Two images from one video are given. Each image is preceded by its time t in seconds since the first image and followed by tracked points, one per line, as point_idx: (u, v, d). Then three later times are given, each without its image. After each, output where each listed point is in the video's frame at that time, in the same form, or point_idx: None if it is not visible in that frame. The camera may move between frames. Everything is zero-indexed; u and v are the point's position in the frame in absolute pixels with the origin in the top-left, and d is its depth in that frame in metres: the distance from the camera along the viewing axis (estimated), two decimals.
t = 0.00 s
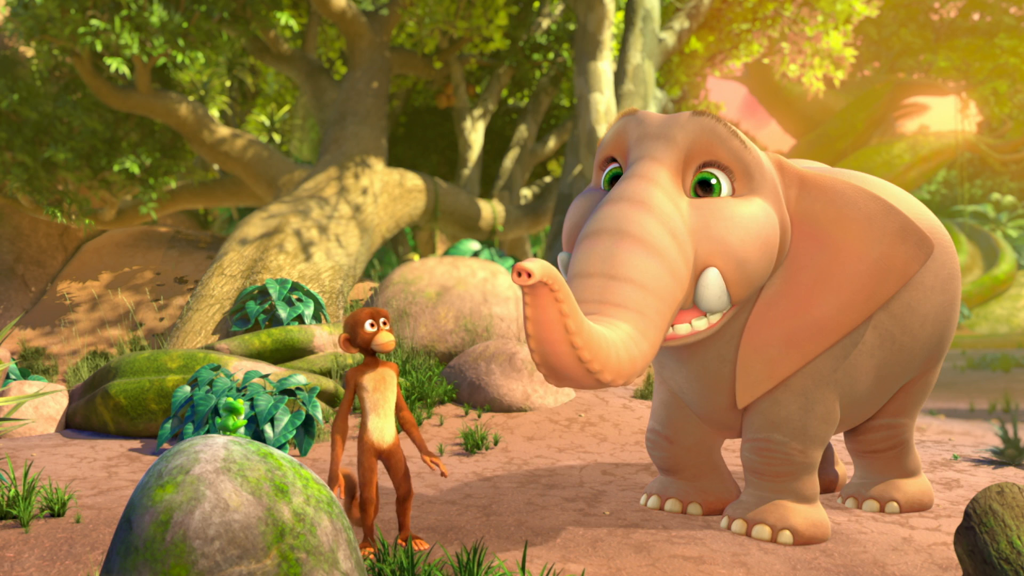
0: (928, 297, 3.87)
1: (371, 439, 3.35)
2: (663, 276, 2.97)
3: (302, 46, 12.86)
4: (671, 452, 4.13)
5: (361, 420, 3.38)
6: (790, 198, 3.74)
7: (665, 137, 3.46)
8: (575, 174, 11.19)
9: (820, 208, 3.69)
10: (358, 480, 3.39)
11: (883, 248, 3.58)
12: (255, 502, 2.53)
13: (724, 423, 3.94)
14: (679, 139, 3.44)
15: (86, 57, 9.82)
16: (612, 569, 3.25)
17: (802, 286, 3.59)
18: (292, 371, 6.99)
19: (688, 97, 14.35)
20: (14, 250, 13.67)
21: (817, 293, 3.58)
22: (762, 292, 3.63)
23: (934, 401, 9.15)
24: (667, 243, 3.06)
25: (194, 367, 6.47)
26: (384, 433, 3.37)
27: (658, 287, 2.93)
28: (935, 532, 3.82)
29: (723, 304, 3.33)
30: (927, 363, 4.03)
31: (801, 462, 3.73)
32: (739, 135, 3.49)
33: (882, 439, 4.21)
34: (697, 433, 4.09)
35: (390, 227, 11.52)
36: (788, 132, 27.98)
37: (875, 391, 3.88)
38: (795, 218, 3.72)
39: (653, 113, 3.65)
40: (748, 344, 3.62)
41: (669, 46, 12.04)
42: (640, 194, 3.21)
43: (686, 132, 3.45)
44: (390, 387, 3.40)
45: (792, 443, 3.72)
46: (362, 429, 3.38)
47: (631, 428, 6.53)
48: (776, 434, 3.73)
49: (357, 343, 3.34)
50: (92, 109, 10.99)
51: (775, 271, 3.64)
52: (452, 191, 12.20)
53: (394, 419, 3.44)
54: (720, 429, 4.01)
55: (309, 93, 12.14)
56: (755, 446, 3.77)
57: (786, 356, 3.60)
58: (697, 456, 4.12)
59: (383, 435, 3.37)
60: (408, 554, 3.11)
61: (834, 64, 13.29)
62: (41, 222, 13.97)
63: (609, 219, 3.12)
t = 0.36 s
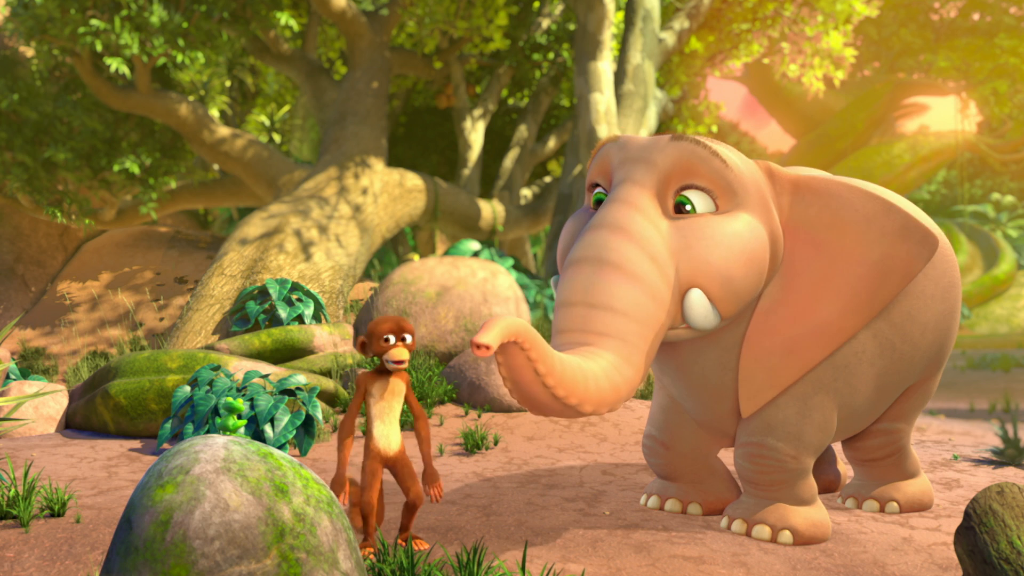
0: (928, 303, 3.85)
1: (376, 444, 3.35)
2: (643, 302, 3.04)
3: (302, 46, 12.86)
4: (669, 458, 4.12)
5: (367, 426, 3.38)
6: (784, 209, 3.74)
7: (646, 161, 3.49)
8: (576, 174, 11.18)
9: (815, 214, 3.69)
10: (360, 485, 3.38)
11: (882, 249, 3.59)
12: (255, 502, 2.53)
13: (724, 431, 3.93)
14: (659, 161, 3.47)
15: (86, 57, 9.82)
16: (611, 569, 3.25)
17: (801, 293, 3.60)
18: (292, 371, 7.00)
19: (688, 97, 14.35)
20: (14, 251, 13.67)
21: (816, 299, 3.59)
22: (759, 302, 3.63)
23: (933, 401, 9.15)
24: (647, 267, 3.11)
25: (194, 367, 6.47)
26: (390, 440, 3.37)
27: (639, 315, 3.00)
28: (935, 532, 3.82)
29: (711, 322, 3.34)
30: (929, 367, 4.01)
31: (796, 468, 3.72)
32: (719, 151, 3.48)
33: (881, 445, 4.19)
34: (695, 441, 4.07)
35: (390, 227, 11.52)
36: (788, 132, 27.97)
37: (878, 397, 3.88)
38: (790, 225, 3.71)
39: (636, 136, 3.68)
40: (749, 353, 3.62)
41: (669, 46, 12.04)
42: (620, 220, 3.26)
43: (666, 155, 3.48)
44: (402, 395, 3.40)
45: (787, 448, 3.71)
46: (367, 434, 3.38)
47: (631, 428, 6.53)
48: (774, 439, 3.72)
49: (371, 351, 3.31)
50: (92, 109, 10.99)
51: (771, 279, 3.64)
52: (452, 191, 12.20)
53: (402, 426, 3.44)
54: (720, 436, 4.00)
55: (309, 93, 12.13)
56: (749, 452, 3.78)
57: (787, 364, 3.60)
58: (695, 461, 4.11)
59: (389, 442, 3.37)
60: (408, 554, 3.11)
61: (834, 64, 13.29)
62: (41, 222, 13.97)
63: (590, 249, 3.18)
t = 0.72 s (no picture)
0: (929, 305, 3.86)
1: (387, 436, 3.36)
2: (643, 297, 3.04)
3: (302, 46, 12.86)
4: (668, 458, 4.12)
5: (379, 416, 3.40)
6: (785, 208, 3.75)
7: (646, 158, 3.50)
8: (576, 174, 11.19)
9: (815, 213, 3.71)
10: (367, 481, 3.37)
11: (883, 250, 3.59)
12: (255, 502, 2.53)
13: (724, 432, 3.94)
14: (660, 158, 3.47)
15: (86, 57, 9.82)
16: (611, 569, 3.25)
17: (801, 292, 3.61)
18: (292, 371, 7.00)
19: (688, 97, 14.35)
20: (14, 251, 13.68)
21: (816, 299, 3.59)
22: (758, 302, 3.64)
23: (933, 401, 9.15)
24: (647, 264, 3.11)
25: (194, 367, 6.48)
26: (401, 432, 3.37)
27: (638, 311, 3.00)
28: (935, 533, 3.82)
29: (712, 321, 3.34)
30: (929, 369, 4.01)
31: (794, 469, 3.72)
32: (719, 151, 3.49)
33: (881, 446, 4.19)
34: (695, 439, 4.07)
35: (390, 227, 11.52)
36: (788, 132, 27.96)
37: (878, 397, 3.89)
38: (790, 224, 3.73)
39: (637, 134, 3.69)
40: (748, 352, 3.62)
41: (669, 46, 12.04)
42: (620, 218, 3.26)
43: (666, 152, 3.48)
44: (416, 386, 3.40)
45: (786, 448, 3.71)
46: (376, 427, 3.38)
47: (631, 429, 6.53)
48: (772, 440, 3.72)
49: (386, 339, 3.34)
50: (92, 109, 10.99)
51: (770, 278, 3.65)
52: (452, 191, 12.20)
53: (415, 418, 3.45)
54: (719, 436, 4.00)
55: (309, 93, 12.13)
56: (748, 453, 3.78)
57: (786, 363, 3.60)
58: (695, 461, 4.11)
59: (400, 434, 3.37)
60: (408, 554, 3.11)
61: (834, 64, 13.30)
62: (41, 222, 13.98)
63: (590, 244, 3.19)
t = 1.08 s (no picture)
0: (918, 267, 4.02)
1: (387, 436, 3.36)
2: (638, 259, 3.13)
3: (302, 46, 12.87)
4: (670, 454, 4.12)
5: (378, 414, 3.39)
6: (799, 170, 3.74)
7: (639, 132, 3.54)
8: (576, 175, 11.21)
9: (832, 173, 3.70)
10: (367, 480, 3.36)
11: (912, 198, 3.61)
12: (255, 502, 2.53)
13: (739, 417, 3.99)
14: (651, 130, 3.52)
15: (86, 57, 9.82)
16: (611, 569, 3.25)
17: (840, 256, 3.59)
18: (292, 371, 7.00)
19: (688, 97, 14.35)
20: (14, 250, 13.69)
21: (853, 259, 3.58)
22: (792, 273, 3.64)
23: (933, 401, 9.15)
24: (643, 228, 3.20)
25: (194, 367, 6.48)
26: (401, 432, 3.37)
27: (634, 270, 3.11)
28: (935, 532, 3.82)
29: (717, 290, 3.48)
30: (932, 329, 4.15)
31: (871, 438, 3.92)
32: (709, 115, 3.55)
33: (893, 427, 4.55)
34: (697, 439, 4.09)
35: (390, 227, 11.52)
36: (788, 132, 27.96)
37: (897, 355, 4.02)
38: (804, 187, 3.70)
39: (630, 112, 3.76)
40: (797, 329, 3.63)
41: (669, 46, 12.04)
42: (617, 185, 3.34)
43: (657, 124, 3.52)
44: (416, 386, 3.41)
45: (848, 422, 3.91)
46: (377, 425, 3.38)
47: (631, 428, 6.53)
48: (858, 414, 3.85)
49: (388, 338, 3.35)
50: (92, 109, 10.99)
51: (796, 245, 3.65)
52: (452, 191, 12.20)
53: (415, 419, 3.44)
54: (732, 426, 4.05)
55: (310, 93, 12.13)
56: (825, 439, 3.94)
57: (841, 333, 3.60)
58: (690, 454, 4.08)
59: (401, 434, 3.37)
60: (408, 554, 3.11)
61: (834, 64, 13.29)
62: (41, 222, 13.98)
63: (587, 210, 3.28)
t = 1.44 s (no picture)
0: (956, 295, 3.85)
1: (377, 441, 3.37)
2: (678, 330, 3.06)
3: (302, 45, 12.87)
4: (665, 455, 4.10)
5: (368, 417, 3.40)
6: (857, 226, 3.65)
7: (696, 180, 3.49)
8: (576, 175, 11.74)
9: (878, 225, 3.60)
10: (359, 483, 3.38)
11: (948, 240, 3.49)
12: (255, 502, 2.53)
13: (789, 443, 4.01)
14: (708, 181, 3.46)
15: (86, 57, 9.82)
16: (611, 569, 3.25)
17: (888, 308, 3.55)
18: (292, 371, 7.01)
19: (688, 97, 14.35)
20: (14, 250, 13.69)
21: (907, 315, 3.51)
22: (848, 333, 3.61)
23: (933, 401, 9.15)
24: (687, 295, 3.10)
25: (194, 367, 6.48)
26: (392, 436, 3.39)
27: (671, 339, 3.03)
28: (935, 532, 3.82)
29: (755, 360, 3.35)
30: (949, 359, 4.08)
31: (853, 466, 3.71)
32: (777, 178, 3.44)
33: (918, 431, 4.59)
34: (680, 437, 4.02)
35: (390, 227, 11.52)
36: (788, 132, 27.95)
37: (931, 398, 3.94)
38: (853, 243, 3.62)
39: (687, 151, 3.67)
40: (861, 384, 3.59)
41: (669, 46, 12.04)
42: (664, 241, 3.24)
43: (716, 175, 3.46)
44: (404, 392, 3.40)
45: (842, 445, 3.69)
46: (368, 432, 3.38)
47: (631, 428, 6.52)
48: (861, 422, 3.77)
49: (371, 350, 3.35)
50: (92, 109, 10.99)
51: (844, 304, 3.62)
52: (452, 191, 12.20)
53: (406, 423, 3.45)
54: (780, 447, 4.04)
55: (310, 93, 12.13)
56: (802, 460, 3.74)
57: (901, 388, 3.55)
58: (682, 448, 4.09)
59: (391, 438, 3.38)
60: (408, 554, 3.10)
61: (834, 64, 13.29)
62: (41, 222, 13.98)
63: (629, 264, 3.20)
